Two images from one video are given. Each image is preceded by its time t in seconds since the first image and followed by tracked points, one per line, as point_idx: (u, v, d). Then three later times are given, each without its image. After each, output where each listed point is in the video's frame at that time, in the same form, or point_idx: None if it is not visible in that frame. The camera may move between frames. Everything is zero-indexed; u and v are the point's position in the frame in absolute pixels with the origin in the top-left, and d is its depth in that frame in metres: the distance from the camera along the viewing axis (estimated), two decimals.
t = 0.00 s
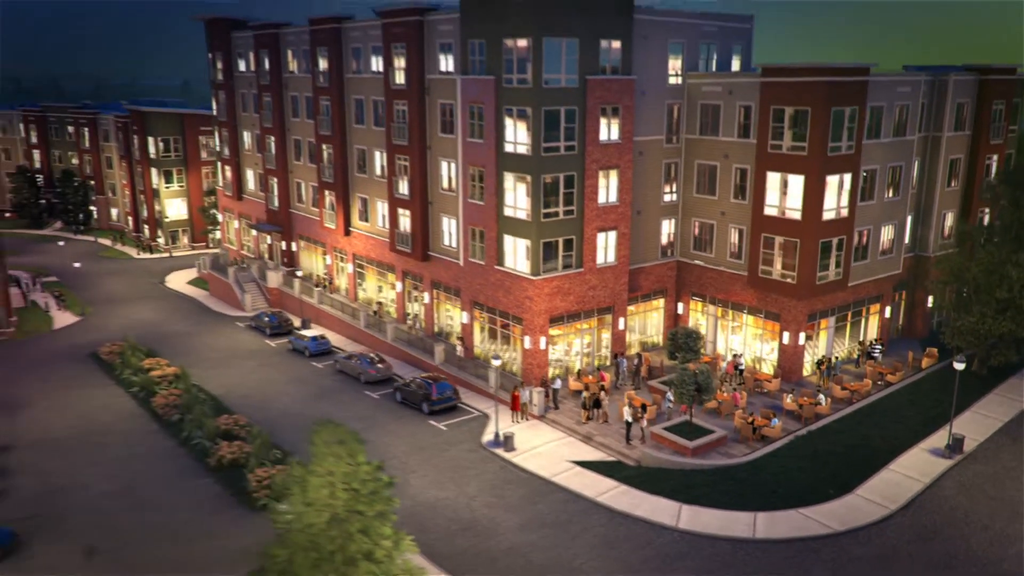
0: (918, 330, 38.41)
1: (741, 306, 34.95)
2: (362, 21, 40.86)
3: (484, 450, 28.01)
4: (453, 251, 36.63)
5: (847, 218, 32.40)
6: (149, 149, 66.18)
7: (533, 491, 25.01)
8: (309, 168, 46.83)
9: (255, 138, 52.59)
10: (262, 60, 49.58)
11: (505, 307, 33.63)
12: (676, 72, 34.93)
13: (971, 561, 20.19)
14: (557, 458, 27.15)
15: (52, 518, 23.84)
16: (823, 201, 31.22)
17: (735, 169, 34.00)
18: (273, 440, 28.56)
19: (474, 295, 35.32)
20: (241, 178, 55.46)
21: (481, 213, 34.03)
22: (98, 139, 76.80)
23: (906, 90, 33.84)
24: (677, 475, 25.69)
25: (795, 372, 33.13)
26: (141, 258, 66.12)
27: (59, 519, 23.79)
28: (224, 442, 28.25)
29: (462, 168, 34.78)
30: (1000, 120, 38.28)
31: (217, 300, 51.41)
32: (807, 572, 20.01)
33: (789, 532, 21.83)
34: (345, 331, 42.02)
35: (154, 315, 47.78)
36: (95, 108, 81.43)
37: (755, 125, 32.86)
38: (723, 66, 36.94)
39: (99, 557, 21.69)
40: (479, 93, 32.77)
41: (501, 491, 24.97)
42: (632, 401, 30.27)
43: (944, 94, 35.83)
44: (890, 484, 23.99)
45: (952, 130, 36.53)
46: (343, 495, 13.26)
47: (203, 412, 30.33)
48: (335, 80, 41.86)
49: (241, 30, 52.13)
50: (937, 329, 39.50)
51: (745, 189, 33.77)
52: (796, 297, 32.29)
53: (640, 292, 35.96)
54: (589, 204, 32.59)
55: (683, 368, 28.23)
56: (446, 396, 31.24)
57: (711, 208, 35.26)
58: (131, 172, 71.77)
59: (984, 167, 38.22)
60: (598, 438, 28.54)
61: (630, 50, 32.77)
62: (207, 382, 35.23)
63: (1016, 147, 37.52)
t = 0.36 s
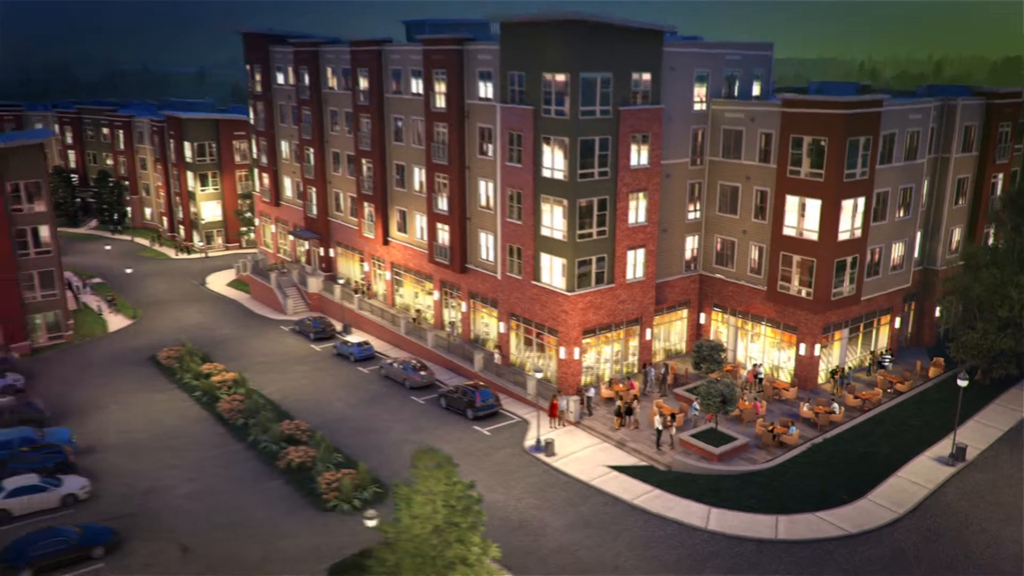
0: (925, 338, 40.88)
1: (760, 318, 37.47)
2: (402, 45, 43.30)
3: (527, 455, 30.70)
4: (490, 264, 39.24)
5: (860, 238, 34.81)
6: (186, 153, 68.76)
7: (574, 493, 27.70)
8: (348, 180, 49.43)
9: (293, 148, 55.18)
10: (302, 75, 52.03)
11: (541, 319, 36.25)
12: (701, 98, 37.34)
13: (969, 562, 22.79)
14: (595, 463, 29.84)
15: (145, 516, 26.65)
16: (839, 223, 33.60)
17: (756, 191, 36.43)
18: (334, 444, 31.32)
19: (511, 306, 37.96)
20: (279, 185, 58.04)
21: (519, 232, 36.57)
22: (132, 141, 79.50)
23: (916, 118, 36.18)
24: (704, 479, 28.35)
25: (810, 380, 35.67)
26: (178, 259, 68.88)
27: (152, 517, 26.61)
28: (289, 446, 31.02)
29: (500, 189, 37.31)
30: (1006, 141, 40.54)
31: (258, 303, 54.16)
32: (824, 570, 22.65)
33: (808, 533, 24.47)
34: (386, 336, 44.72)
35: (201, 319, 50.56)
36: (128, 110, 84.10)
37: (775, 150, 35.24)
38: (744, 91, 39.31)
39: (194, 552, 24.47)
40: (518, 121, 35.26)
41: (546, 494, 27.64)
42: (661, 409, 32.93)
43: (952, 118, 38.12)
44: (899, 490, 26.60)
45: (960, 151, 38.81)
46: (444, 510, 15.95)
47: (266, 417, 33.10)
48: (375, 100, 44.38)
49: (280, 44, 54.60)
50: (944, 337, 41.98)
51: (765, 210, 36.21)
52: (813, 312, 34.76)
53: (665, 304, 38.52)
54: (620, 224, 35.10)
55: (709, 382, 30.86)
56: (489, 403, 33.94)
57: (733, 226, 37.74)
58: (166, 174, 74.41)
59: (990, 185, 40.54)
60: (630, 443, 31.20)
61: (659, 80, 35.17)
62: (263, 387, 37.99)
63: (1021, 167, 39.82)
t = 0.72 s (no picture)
0: (933, 344, 43.78)
1: (779, 327, 40.40)
2: (443, 67, 46.13)
3: (568, 455, 33.85)
4: (527, 275, 42.24)
5: (873, 255, 37.61)
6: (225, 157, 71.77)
7: (614, 492, 30.81)
8: (388, 191, 52.41)
9: (333, 157, 58.11)
10: (342, 90, 54.86)
11: (577, 328, 39.26)
12: (726, 123, 40.12)
13: (968, 557, 25.78)
14: (630, 464, 32.98)
15: (231, 510, 29.90)
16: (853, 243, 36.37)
17: (776, 210, 39.30)
18: (392, 445, 34.51)
19: (548, 315, 40.97)
20: (317, 192, 61.03)
21: (556, 247, 39.52)
22: (169, 143, 82.60)
23: (927, 142, 38.90)
24: (730, 479, 31.42)
25: (825, 385, 38.68)
26: (218, 258, 72.08)
27: (237, 511, 29.87)
28: (352, 447, 34.22)
29: (539, 207, 40.25)
30: (1011, 160, 43.18)
31: (301, 304, 57.34)
32: (839, 563, 25.71)
33: (825, 530, 27.53)
34: (427, 339, 47.84)
35: (250, 321, 53.76)
36: (164, 112, 87.18)
37: (795, 174, 38.04)
38: (766, 114, 42.05)
39: (280, 544, 27.72)
40: (557, 146, 38.13)
41: (588, 492, 30.76)
42: (689, 413, 36.01)
43: (961, 141, 40.79)
44: (907, 490, 29.64)
45: (968, 170, 41.47)
46: (522, 515, 19.08)
47: (328, 419, 36.30)
48: (417, 118, 47.25)
49: (320, 59, 57.43)
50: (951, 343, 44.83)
51: (785, 228, 39.05)
52: (828, 324, 37.67)
53: (691, 313, 41.52)
54: (651, 242, 38.01)
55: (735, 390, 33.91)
56: (531, 406, 37.10)
57: (755, 242, 40.62)
58: (203, 175, 77.48)
59: (995, 202, 43.25)
60: (662, 445, 34.30)
61: (688, 108, 37.94)
62: (319, 389, 41.19)
63: None
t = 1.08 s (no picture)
0: (940, 349, 47.07)
1: (797, 333, 43.72)
2: (483, 87, 49.37)
3: (607, 452, 37.34)
4: (564, 283, 45.63)
5: (885, 268, 40.82)
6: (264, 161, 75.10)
7: (651, 487, 34.30)
8: (428, 200, 55.79)
9: (373, 165, 61.47)
10: (384, 103, 58.12)
11: (611, 335, 42.68)
12: (750, 145, 43.30)
13: (968, 547, 29.22)
14: (664, 461, 36.47)
15: (309, 501, 33.51)
16: (868, 258, 39.57)
17: (796, 226, 42.53)
18: (446, 442, 38.03)
19: (583, 322, 44.39)
20: (357, 197, 64.43)
21: (592, 259, 42.87)
22: (206, 144, 85.92)
23: (937, 164, 42.01)
24: (755, 475, 34.89)
25: (840, 388, 42.04)
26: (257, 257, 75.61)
27: (314, 502, 33.45)
28: (411, 444, 37.76)
29: (576, 223, 43.56)
30: (1016, 177, 46.23)
31: (344, 305, 60.86)
32: (854, 553, 29.16)
33: (841, 522, 31.02)
34: (467, 341, 51.36)
35: (298, 321, 57.32)
36: (200, 114, 90.47)
37: (814, 193, 41.24)
38: (787, 134, 45.19)
39: (357, 532, 31.30)
40: (595, 168, 41.42)
41: (628, 487, 34.26)
42: (715, 414, 39.46)
43: (968, 160, 43.85)
44: (914, 487, 33.13)
45: (974, 188, 44.58)
46: (588, 512, 22.58)
47: (386, 418, 39.83)
48: (458, 134, 50.55)
49: (361, 72, 60.66)
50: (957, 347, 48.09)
51: (804, 243, 42.27)
52: (843, 332, 40.95)
53: (716, 320, 44.90)
54: (681, 256, 41.28)
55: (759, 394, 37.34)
56: (570, 407, 40.60)
57: (776, 254, 43.90)
58: (241, 176, 80.85)
59: (1000, 216, 46.37)
60: (692, 444, 37.78)
61: (716, 133, 41.13)
62: (373, 389, 44.74)
63: None
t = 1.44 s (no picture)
0: (947, 350, 50.78)
1: (815, 337, 47.47)
2: (523, 105, 52.96)
3: (642, 447, 41.29)
4: (599, 289, 49.44)
5: (897, 279, 44.46)
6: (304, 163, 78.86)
7: (684, 478, 38.25)
8: (467, 207, 59.55)
9: (413, 172, 65.20)
10: (425, 114, 61.79)
11: (644, 338, 46.52)
12: (773, 163, 46.88)
13: (969, 535, 33.13)
14: (695, 455, 40.41)
15: (379, 490, 37.59)
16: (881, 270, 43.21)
17: (815, 239, 46.17)
18: (497, 437, 42.05)
19: (617, 325, 48.24)
20: (396, 201, 68.23)
21: (627, 269, 46.64)
22: (245, 145, 89.74)
23: (946, 182, 45.52)
24: (778, 469, 38.80)
25: (854, 388, 45.85)
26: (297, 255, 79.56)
27: (384, 491, 37.55)
28: (465, 438, 41.80)
29: (612, 235, 47.32)
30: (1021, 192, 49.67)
31: (386, 304, 64.84)
32: (867, 539, 33.08)
33: (856, 512, 34.95)
34: (505, 340, 55.31)
35: (345, 320, 61.32)
36: (237, 115, 94.23)
37: (832, 209, 44.85)
38: (807, 151, 48.66)
39: (426, 518, 35.38)
40: (631, 186, 45.12)
41: (664, 479, 38.22)
42: (740, 412, 43.33)
43: (976, 177, 47.32)
44: (921, 480, 37.03)
45: (981, 202, 48.10)
46: (642, 503, 26.65)
47: (440, 415, 43.87)
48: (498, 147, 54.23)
49: (402, 83, 64.34)
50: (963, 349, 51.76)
51: (823, 255, 45.93)
52: (857, 337, 44.66)
53: (739, 324, 48.68)
54: (709, 266, 45.00)
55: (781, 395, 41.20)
56: (607, 405, 44.63)
57: (795, 264, 47.58)
58: (279, 177, 84.66)
59: (1005, 228, 49.86)
60: (720, 440, 41.71)
61: (742, 154, 44.71)
62: (424, 386, 48.76)
63: None
